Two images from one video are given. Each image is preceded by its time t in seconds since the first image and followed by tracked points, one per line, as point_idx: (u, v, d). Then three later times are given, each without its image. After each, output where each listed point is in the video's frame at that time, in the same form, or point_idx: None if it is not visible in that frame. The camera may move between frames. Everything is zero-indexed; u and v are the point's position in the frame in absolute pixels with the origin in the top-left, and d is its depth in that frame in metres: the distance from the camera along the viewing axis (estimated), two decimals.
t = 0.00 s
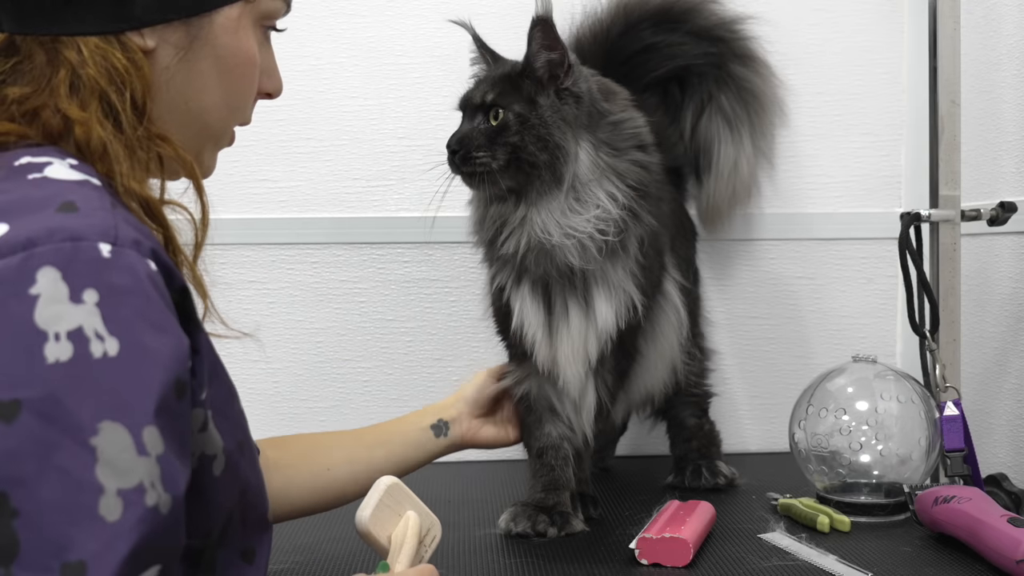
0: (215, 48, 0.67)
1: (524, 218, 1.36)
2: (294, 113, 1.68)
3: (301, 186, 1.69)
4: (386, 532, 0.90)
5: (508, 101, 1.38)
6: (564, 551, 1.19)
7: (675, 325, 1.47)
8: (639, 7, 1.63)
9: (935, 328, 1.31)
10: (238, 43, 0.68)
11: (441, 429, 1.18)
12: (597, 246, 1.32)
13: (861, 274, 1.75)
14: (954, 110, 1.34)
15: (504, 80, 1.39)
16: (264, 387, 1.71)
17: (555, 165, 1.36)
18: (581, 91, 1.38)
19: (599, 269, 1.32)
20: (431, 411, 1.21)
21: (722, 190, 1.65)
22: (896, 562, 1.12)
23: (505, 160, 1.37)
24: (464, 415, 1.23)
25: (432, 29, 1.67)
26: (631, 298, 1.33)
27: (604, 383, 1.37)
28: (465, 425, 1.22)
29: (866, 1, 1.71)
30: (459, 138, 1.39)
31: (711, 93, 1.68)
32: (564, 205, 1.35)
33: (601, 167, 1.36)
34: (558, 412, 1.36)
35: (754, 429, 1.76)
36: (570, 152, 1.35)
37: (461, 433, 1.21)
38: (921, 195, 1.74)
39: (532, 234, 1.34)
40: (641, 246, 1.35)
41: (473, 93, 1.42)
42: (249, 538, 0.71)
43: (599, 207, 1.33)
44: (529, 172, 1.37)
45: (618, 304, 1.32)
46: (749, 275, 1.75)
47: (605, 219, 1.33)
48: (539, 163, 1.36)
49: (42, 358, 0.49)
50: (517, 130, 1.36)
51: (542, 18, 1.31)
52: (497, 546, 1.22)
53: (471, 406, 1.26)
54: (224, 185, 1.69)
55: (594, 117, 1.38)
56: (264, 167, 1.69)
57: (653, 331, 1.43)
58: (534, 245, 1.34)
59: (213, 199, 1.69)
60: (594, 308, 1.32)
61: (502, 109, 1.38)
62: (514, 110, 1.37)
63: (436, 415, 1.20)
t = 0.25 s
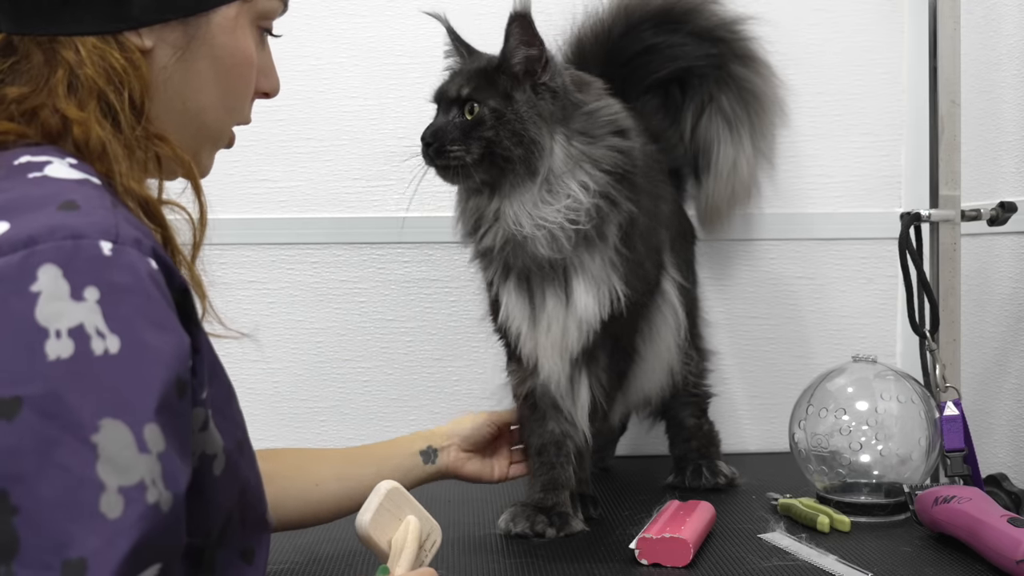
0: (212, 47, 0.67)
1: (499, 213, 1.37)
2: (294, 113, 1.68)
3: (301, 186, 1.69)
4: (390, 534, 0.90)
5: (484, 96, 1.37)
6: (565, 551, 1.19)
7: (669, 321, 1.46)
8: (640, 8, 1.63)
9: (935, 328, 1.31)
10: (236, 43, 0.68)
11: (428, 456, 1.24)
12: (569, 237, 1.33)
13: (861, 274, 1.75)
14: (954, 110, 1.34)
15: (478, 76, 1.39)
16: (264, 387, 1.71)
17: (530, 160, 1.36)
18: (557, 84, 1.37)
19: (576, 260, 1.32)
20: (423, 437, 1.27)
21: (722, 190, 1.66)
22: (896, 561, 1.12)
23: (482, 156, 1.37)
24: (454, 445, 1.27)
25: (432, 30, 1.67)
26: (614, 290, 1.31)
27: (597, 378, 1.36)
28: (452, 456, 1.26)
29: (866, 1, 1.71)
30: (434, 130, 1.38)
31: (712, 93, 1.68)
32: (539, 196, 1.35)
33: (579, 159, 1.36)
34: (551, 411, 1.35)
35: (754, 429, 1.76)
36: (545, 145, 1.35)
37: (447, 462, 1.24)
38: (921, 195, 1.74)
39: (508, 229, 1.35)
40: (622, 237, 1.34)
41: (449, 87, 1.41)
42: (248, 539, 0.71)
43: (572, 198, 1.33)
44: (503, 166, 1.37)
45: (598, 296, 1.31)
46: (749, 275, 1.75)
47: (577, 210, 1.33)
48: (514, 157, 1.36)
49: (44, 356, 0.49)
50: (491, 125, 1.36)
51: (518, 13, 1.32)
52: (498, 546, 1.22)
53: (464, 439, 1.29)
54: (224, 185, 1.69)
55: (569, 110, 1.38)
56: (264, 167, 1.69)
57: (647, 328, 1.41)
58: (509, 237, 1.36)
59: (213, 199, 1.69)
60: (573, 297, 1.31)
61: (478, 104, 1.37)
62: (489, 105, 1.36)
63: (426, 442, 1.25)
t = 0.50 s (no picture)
0: (210, 47, 0.67)
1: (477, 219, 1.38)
2: (294, 113, 1.68)
3: (301, 186, 1.69)
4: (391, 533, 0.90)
5: (450, 112, 1.36)
6: (566, 551, 1.19)
7: (660, 313, 1.45)
8: (642, 8, 1.62)
9: (936, 328, 1.31)
10: (234, 43, 0.68)
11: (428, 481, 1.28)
12: (542, 236, 1.33)
13: (861, 274, 1.75)
14: (954, 110, 1.34)
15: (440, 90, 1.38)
16: (264, 387, 1.71)
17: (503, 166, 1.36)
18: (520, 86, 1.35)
19: (552, 258, 1.32)
20: (425, 462, 1.30)
21: (723, 190, 1.66)
22: (896, 561, 1.12)
23: (456, 170, 1.37)
24: (454, 472, 1.31)
25: (432, 30, 1.67)
26: (584, 285, 1.31)
27: (588, 374, 1.37)
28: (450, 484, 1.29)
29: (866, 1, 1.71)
30: (409, 153, 1.38)
31: (713, 92, 1.67)
32: (512, 198, 1.35)
33: (555, 156, 1.34)
34: (541, 410, 1.35)
35: (755, 429, 1.76)
36: (512, 147, 1.34)
37: (444, 490, 1.28)
38: (921, 195, 1.74)
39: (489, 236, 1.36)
40: (590, 225, 1.33)
41: (415, 107, 1.40)
42: (248, 539, 0.71)
43: (544, 195, 1.32)
44: (479, 175, 1.37)
45: (564, 288, 1.30)
46: (749, 275, 1.75)
47: (550, 207, 1.32)
48: (488, 165, 1.36)
49: (48, 359, 0.49)
50: (462, 139, 1.36)
51: (470, 26, 1.29)
52: (500, 546, 1.21)
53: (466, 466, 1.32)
54: (224, 185, 1.69)
55: (534, 106, 1.36)
56: (264, 167, 1.68)
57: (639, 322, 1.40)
58: (487, 242, 1.37)
59: (213, 199, 1.69)
60: (539, 291, 1.32)
61: (446, 121, 1.36)
62: (458, 121, 1.36)
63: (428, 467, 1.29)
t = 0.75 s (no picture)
0: (211, 47, 0.67)
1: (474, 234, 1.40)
2: (294, 113, 1.68)
3: (301, 186, 1.69)
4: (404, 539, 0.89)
5: (443, 135, 1.37)
6: (566, 551, 1.18)
7: (659, 315, 1.45)
8: (642, 9, 1.63)
9: (936, 328, 1.31)
10: (236, 42, 0.68)
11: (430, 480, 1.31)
12: (537, 250, 1.34)
13: (861, 274, 1.75)
14: (954, 110, 1.34)
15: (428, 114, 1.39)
16: (264, 387, 1.71)
17: (497, 183, 1.37)
18: (507, 103, 1.37)
19: (536, 271, 1.34)
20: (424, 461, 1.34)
21: (730, 188, 1.67)
22: (897, 562, 1.12)
23: (454, 192, 1.38)
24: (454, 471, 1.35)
25: (432, 30, 1.67)
26: (564, 294, 1.33)
27: (590, 374, 1.38)
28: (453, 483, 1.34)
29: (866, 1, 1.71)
30: (407, 178, 1.38)
31: (717, 90, 1.68)
32: (507, 212, 1.36)
33: (545, 167, 1.35)
34: (545, 411, 1.38)
35: (755, 429, 1.76)
36: (504, 164, 1.35)
37: (445, 490, 1.32)
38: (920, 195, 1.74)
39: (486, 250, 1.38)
40: (580, 232, 1.34)
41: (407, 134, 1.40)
42: (249, 538, 0.71)
43: (539, 211, 1.34)
44: (474, 193, 1.38)
45: (546, 301, 1.33)
46: (749, 275, 1.75)
47: (544, 221, 1.34)
48: (482, 183, 1.37)
49: (47, 357, 0.49)
50: (456, 161, 1.37)
51: (454, 50, 1.29)
52: (502, 546, 1.21)
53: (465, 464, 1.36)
54: (224, 185, 1.69)
55: (521, 120, 1.37)
56: (264, 167, 1.69)
57: (637, 324, 1.40)
58: (485, 257, 1.39)
59: (213, 199, 1.69)
60: (522, 304, 1.36)
61: (438, 145, 1.37)
62: (450, 143, 1.36)
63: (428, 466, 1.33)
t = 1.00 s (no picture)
0: (215, 50, 0.67)
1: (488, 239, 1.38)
2: (294, 113, 1.68)
3: (301, 186, 1.69)
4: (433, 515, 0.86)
5: (456, 150, 1.35)
6: (565, 550, 1.19)
7: (660, 316, 1.45)
8: (644, 9, 1.63)
9: (935, 328, 1.31)
10: (236, 45, 0.68)
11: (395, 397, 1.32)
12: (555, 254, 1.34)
13: (861, 274, 1.75)
14: (954, 110, 1.34)
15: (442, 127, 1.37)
16: (264, 387, 1.71)
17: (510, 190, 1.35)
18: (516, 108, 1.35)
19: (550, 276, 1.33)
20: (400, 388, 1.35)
21: (742, 182, 1.67)
22: (896, 561, 1.12)
23: (473, 207, 1.36)
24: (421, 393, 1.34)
25: (432, 29, 1.67)
26: (558, 299, 1.33)
27: (591, 373, 1.39)
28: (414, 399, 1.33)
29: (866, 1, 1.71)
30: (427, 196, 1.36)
31: (726, 84, 1.68)
32: (525, 217, 1.34)
33: (557, 170, 1.34)
34: (552, 411, 1.41)
35: (755, 429, 1.76)
36: (520, 170, 1.34)
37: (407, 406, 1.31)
38: (920, 195, 1.74)
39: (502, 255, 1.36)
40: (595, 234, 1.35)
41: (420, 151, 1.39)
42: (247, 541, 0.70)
43: (554, 214, 1.33)
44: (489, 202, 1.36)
45: (541, 305, 1.33)
46: (749, 275, 1.75)
47: (561, 224, 1.33)
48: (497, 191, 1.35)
49: (109, 355, 0.50)
50: (472, 175, 1.35)
51: (462, 65, 1.28)
52: (501, 546, 1.21)
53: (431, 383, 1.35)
54: (224, 185, 1.69)
55: (529, 124, 1.35)
56: (264, 167, 1.68)
57: (638, 324, 1.41)
58: (500, 261, 1.37)
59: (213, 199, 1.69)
60: (517, 304, 1.35)
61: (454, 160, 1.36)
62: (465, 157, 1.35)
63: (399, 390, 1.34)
